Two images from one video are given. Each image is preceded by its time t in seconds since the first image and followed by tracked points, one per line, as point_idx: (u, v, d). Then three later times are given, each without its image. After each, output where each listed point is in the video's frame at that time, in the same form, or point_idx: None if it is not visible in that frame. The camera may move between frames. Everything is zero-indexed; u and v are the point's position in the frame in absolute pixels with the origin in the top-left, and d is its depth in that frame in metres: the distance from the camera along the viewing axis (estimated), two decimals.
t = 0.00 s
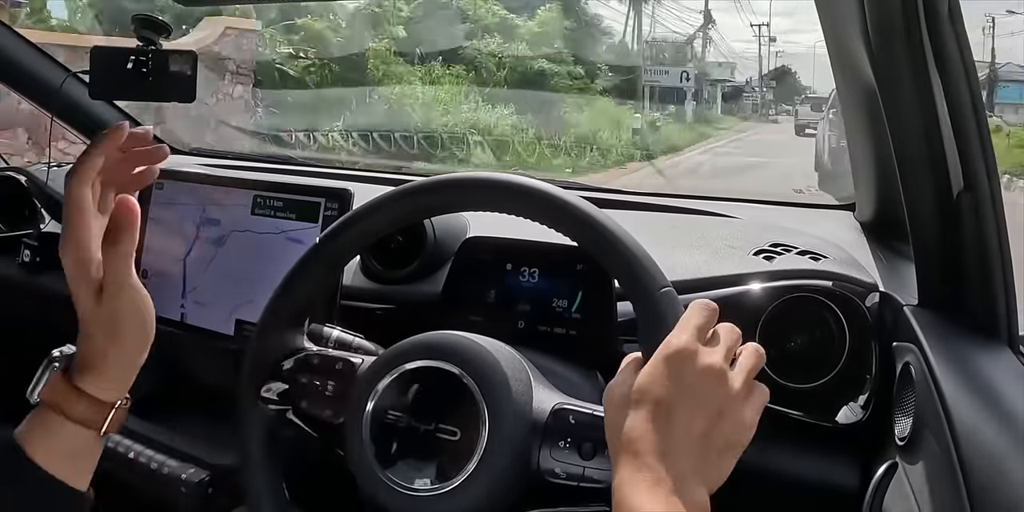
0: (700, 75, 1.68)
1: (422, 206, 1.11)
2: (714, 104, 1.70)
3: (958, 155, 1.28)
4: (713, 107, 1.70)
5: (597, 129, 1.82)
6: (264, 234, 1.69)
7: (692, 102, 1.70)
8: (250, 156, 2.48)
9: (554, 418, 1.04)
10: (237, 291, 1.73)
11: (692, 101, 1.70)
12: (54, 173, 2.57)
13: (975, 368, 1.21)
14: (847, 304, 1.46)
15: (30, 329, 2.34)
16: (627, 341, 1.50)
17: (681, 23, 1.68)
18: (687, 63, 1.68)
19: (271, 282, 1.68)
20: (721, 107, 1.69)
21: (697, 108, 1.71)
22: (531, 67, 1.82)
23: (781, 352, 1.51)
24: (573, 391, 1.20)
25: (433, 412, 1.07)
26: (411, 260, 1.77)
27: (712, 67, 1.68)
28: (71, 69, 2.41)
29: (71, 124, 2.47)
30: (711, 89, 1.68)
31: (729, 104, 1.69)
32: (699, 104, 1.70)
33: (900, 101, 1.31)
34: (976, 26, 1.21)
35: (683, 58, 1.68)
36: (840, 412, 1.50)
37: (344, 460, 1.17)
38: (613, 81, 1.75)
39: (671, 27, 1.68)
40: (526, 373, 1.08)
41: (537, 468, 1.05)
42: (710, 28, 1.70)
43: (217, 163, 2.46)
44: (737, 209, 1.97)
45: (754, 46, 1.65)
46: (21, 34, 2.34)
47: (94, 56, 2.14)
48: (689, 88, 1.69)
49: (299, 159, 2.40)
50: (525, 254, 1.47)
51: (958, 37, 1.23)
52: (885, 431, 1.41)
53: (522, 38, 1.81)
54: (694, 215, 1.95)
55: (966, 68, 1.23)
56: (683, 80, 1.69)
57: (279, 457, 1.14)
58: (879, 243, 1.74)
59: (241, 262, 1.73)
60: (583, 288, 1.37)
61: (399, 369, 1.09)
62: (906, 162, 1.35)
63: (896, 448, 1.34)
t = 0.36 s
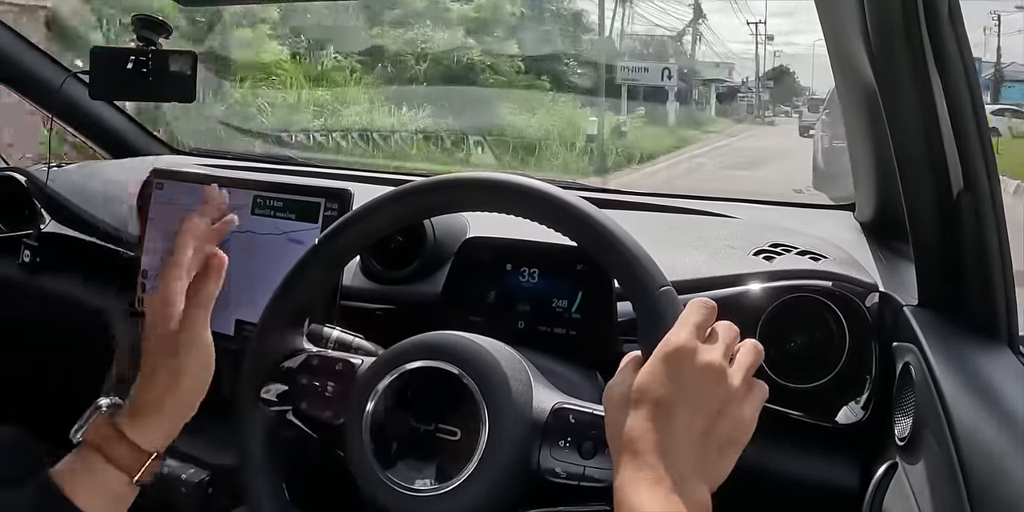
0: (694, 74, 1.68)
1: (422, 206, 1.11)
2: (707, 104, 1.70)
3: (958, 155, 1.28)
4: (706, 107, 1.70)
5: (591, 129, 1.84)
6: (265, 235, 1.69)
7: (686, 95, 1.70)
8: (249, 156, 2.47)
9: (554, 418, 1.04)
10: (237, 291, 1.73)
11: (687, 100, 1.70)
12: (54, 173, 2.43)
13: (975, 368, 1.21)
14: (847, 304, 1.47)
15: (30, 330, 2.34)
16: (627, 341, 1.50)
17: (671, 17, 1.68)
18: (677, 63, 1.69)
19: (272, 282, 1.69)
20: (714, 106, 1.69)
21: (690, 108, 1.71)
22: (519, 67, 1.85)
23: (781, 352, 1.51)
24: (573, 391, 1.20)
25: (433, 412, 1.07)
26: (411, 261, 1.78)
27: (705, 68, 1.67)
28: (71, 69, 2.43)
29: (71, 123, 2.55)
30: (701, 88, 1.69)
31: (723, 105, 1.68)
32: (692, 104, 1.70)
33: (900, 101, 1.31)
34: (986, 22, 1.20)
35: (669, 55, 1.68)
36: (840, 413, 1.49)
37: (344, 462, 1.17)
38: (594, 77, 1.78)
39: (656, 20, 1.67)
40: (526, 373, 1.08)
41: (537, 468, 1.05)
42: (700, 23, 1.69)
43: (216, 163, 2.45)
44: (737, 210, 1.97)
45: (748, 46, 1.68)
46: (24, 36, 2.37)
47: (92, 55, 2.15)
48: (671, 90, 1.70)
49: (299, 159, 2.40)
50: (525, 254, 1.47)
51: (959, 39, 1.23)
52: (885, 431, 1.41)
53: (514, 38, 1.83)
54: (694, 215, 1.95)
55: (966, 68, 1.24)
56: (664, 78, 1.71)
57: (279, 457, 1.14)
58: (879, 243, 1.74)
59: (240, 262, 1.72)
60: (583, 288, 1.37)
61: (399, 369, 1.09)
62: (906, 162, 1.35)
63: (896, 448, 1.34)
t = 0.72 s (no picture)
0: (691, 76, 1.69)
1: (422, 207, 1.11)
2: (700, 104, 1.69)
3: (958, 155, 1.28)
4: (697, 107, 1.69)
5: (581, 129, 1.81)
6: (265, 235, 1.69)
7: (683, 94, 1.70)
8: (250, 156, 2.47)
9: (554, 417, 1.05)
10: (237, 292, 1.73)
11: (685, 97, 1.70)
12: (53, 174, 2.50)
13: (976, 367, 1.22)
14: (847, 304, 1.46)
15: (31, 331, 2.34)
16: (626, 342, 1.50)
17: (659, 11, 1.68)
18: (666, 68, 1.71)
19: (272, 282, 1.68)
20: (710, 107, 1.69)
21: (680, 107, 1.70)
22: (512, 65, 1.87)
23: (780, 352, 1.50)
24: (572, 391, 1.20)
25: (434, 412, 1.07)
26: (411, 261, 1.77)
27: (700, 65, 1.68)
28: (71, 69, 2.42)
29: (71, 124, 2.52)
30: (696, 86, 1.69)
31: (718, 104, 1.68)
32: (685, 104, 1.70)
33: (901, 101, 1.31)
34: (992, 15, 1.22)
35: (662, 54, 1.70)
36: (840, 412, 1.50)
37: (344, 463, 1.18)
38: (576, 75, 1.77)
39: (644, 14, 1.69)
40: (526, 373, 1.09)
41: (537, 467, 1.05)
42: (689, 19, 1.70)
43: (217, 164, 2.45)
44: (738, 210, 1.97)
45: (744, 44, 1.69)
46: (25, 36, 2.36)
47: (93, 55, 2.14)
48: (663, 89, 1.71)
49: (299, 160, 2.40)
50: (525, 254, 1.47)
51: (959, 40, 1.24)
52: (885, 431, 1.41)
53: (509, 37, 1.84)
54: (694, 215, 1.94)
55: (967, 70, 1.25)
56: (640, 72, 1.72)
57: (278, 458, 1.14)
58: (879, 243, 1.74)
59: (240, 263, 1.73)
60: (583, 288, 1.37)
61: (398, 370, 1.09)
62: (906, 164, 1.35)
63: (896, 448, 1.34)
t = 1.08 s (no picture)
0: (683, 74, 1.71)
1: (423, 206, 1.10)
2: (691, 105, 1.71)
3: (958, 152, 1.28)
4: (689, 108, 1.71)
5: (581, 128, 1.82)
6: (266, 235, 1.69)
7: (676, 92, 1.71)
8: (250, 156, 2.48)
9: (555, 418, 1.06)
10: (238, 292, 1.73)
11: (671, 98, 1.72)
12: (53, 174, 2.48)
13: (976, 366, 1.21)
14: (847, 303, 1.46)
15: (32, 330, 2.34)
16: (627, 341, 1.51)
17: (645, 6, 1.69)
18: (658, 70, 1.72)
19: (273, 282, 1.68)
20: (702, 108, 1.70)
21: (669, 107, 1.72)
22: (493, 64, 1.88)
23: (781, 351, 1.50)
24: (571, 390, 1.20)
25: (435, 412, 1.07)
26: (411, 260, 1.77)
27: (695, 66, 1.70)
28: (71, 69, 2.42)
29: (71, 123, 2.51)
30: (688, 85, 1.71)
31: (711, 105, 1.70)
32: (676, 105, 1.72)
33: (900, 98, 1.31)
34: (998, 14, 1.19)
35: (649, 52, 1.71)
36: (840, 412, 1.49)
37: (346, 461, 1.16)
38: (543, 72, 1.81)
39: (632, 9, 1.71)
40: (526, 373, 1.09)
41: (537, 468, 1.06)
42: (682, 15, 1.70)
43: (216, 163, 2.46)
44: (738, 209, 1.97)
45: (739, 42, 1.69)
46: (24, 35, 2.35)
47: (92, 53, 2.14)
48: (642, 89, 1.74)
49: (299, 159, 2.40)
50: (526, 254, 1.47)
51: (959, 37, 1.24)
52: (886, 431, 1.41)
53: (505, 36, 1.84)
54: (694, 215, 1.95)
55: (966, 68, 1.25)
56: (606, 68, 1.74)
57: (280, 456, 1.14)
58: (879, 243, 1.74)
59: (241, 262, 1.73)
60: (584, 287, 1.37)
61: (397, 369, 1.09)
62: (907, 162, 1.35)
63: (897, 447, 1.35)
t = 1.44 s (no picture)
0: (665, 69, 1.72)
1: (423, 206, 1.10)
2: (681, 105, 1.73)
3: (958, 154, 1.28)
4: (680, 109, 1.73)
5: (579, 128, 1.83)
6: (265, 235, 1.69)
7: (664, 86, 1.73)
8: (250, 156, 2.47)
9: (555, 422, 1.04)
10: (237, 292, 1.73)
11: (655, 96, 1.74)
12: (53, 174, 2.49)
13: (976, 367, 1.21)
14: (847, 304, 1.46)
15: (32, 330, 2.34)
16: (627, 341, 1.51)
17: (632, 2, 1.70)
18: (647, 67, 1.73)
19: (272, 282, 1.68)
20: (692, 107, 1.72)
21: (659, 108, 1.74)
22: (448, 60, 1.95)
23: (781, 352, 1.50)
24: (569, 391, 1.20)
25: (434, 413, 1.07)
26: (411, 261, 1.77)
27: (691, 64, 1.70)
28: (71, 69, 2.42)
29: (71, 123, 2.51)
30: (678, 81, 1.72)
31: (702, 105, 1.70)
32: (664, 104, 1.74)
33: (900, 99, 1.31)
34: (999, 13, 1.19)
35: (641, 53, 1.72)
36: (840, 412, 1.50)
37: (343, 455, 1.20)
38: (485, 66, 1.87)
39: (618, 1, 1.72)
40: (527, 376, 1.08)
41: (535, 473, 1.04)
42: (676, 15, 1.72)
43: (216, 164, 2.46)
44: (738, 210, 1.97)
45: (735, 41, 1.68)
46: (25, 36, 2.37)
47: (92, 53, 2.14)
48: (625, 86, 1.76)
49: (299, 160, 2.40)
50: (525, 254, 1.47)
51: (958, 38, 1.24)
52: (885, 431, 1.42)
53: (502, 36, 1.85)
54: (694, 215, 1.95)
55: (966, 69, 1.25)
56: (554, 60, 1.79)
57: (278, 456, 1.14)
58: (879, 243, 1.74)
59: (240, 262, 1.73)
60: (583, 288, 1.37)
61: (397, 369, 1.09)
62: (907, 162, 1.35)
63: (896, 447, 1.34)
